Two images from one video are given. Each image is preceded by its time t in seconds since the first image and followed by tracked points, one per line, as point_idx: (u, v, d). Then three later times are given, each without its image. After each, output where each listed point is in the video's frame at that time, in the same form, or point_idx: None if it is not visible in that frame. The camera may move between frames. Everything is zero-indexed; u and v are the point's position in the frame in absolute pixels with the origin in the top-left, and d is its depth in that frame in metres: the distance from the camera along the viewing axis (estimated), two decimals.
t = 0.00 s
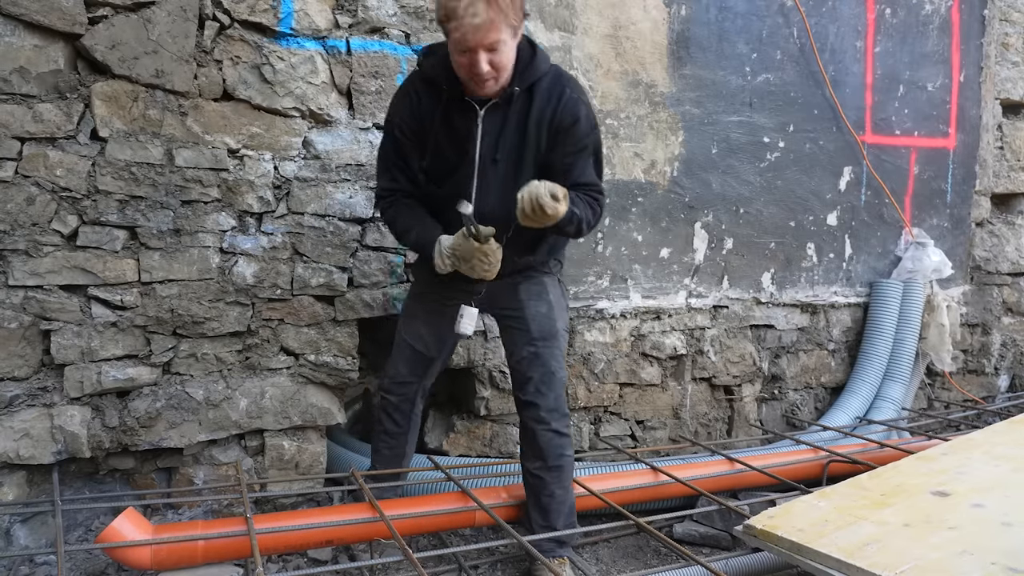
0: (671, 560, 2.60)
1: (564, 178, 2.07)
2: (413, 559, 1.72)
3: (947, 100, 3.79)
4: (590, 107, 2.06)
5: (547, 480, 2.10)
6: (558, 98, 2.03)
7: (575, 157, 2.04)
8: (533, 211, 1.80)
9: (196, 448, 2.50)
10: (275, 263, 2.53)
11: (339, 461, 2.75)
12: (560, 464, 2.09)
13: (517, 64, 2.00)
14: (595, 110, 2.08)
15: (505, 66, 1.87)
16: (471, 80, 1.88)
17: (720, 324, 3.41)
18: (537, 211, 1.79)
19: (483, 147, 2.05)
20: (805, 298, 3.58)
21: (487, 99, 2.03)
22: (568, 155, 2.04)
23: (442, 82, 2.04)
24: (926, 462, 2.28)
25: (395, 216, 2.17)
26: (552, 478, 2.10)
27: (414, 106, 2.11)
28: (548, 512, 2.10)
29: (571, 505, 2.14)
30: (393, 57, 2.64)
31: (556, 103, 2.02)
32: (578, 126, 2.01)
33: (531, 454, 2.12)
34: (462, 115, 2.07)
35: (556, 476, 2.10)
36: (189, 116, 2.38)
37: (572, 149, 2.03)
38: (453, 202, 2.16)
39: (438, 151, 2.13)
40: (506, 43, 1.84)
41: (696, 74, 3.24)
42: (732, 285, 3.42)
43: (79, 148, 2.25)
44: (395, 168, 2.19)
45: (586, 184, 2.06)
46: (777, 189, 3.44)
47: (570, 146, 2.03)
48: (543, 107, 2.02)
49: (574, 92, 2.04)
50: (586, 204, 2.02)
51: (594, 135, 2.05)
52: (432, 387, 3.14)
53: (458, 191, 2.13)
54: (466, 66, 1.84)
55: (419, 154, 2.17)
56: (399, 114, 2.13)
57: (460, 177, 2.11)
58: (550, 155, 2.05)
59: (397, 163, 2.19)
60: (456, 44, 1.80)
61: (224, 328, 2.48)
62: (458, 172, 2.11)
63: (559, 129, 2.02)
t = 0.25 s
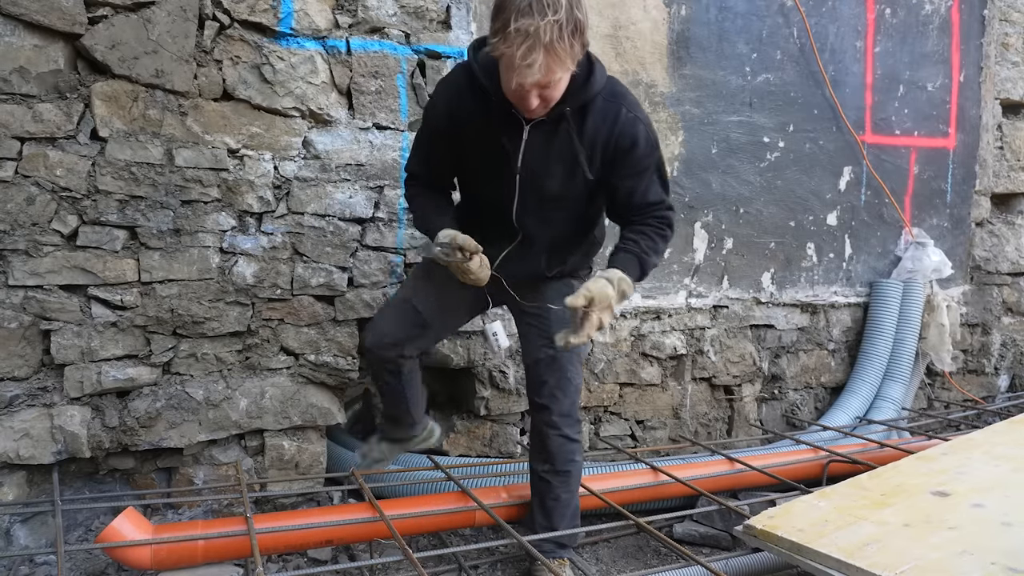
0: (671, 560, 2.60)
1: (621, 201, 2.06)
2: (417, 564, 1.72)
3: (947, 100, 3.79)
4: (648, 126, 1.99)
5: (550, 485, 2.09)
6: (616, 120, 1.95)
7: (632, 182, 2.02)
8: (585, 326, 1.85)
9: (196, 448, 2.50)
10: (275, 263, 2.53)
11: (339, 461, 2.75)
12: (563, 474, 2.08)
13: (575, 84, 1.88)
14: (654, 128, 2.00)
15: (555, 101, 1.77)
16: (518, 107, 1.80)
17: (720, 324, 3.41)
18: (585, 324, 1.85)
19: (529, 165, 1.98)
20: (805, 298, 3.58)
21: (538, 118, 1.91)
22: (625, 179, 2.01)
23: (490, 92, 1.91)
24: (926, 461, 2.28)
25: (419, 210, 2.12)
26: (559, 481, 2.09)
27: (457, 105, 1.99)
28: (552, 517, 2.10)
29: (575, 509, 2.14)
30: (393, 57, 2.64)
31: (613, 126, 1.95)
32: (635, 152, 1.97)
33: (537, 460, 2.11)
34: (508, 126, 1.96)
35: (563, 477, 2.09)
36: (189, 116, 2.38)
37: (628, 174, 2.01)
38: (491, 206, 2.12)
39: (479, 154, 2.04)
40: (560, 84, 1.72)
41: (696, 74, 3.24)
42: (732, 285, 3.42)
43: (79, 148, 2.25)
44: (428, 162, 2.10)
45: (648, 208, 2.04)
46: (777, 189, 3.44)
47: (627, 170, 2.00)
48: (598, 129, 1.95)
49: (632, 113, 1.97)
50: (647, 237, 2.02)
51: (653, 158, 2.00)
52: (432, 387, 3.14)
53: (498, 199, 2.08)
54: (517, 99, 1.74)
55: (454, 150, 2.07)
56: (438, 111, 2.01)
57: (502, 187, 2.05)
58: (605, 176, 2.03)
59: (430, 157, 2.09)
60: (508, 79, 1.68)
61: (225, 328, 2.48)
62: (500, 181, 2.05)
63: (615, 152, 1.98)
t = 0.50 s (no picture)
0: (671, 560, 2.60)
1: (637, 203, 2.06)
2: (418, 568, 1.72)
3: (947, 100, 3.79)
4: (664, 132, 1.94)
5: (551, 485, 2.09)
6: (630, 128, 1.91)
7: (647, 187, 2.00)
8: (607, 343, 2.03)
9: (196, 448, 2.50)
10: (275, 263, 2.53)
11: (339, 461, 2.75)
12: (564, 473, 2.08)
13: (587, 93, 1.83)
14: (671, 134, 1.96)
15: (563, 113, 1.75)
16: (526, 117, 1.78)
17: (720, 324, 3.41)
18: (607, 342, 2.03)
19: (539, 171, 1.95)
20: (805, 298, 3.58)
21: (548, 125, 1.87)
22: (641, 185, 2.00)
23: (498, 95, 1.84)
24: (926, 461, 2.28)
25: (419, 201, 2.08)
26: (560, 477, 2.10)
27: (465, 103, 1.92)
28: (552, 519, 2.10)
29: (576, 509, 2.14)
30: (393, 57, 2.64)
31: (627, 134, 1.91)
32: (651, 161, 1.93)
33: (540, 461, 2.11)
34: (517, 130, 1.91)
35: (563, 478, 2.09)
36: (189, 116, 2.38)
37: (643, 180, 1.98)
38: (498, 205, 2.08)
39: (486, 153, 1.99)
40: (569, 98, 1.70)
41: (696, 74, 3.24)
42: (732, 285, 3.42)
43: (79, 148, 2.25)
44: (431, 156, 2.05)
45: (665, 209, 2.04)
46: (777, 190, 3.44)
47: (642, 177, 1.97)
48: (612, 137, 1.91)
49: (647, 121, 1.92)
50: (663, 237, 2.05)
51: (669, 165, 1.97)
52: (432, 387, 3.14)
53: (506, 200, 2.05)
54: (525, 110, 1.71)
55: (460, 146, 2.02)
56: (445, 109, 1.94)
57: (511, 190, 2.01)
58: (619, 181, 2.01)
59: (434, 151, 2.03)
60: (518, 92, 1.66)
61: (224, 328, 2.48)
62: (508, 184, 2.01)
63: (629, 159, 1.94)
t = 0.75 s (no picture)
0: (671, 560, 2.60)
1: (636, 209, 2.08)
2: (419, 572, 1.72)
3: (947, 100, 3.79)
4: (665, 140, 1.96)
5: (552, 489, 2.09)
6: (633, 135, 1.91)
7: (646, 193, 2.02)
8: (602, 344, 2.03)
9: (196, 448, 2.50)
10: (275, 263, 2.53)
11: (339, 461, 2.75)
12: (564, 474, 2.08)
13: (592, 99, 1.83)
14: (671, 142, 1.98)
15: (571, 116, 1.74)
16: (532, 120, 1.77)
17: (720, 324, 3.41)
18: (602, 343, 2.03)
19: (543, 176, 1.94)
20: (805, 298, 3.58)
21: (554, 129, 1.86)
22: (640, 192, 2.02)
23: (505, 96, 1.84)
24: (926, 461, 2.28)
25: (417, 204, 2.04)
26: (559, 491, 2.08)
27: (469, 106, 1.91)
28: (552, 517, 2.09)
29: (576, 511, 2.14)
30: (393, 57, 2.64)
31: (630, 141, 1.92)
32: (652, 168, 1.95)
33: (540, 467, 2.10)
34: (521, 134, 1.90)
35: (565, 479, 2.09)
36: (189, 116, 2.38)
37: (644, 187, 2.00)
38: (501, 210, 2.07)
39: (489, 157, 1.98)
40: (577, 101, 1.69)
41: (696, 74, 3.24)
42: (732, 285, 3.42)
43: (79, 148, 2.25)
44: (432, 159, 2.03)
45: (662, 216, 2.07)
46: (777, 190, 3.44)
47: (642, 184, 1.99)
48: (615, 143, 1.92)
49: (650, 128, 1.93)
50: (659, 243, 2.08)
51: (669, 172, 1.99)
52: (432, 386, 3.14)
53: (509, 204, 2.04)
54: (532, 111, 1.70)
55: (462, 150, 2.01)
56: (449, 111, 1.93)
57: (514, 195, 2.01)
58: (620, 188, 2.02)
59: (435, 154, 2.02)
60: (526, 93, 1.65)
61: (224, 328, 2.48)
62: (511, 188, 2.00)
63: (631, 166, 1.95)
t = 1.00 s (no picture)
0: (671, 560, 2.60)
1: (623, 209, 2.09)
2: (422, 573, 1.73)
3: (947, 100, 3.79)
4: (650, 138, 1.99)
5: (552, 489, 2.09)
6: (621, 133, 1.94)
7: (635, 191, 2.04)
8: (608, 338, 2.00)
9: (197, 448, 2.50)
10: (275, 263, 2.53)
11: (339, 461, 2.75)
12: (564, 474, 2.08)
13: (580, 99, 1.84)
14: (655, 141, 2.01)
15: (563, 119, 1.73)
16: (524, 123, 1.75)
17: (720, 324, 3.41)
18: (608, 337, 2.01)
19: (536, 182, 1.92)
20: (805, 298, 3.58)
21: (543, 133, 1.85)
22: (629, 190, 2.03)
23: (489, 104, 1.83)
24: (926, 462, 2.28)
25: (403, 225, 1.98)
26: (559, 495, 2.08)
27: (451, 118, 1.90)
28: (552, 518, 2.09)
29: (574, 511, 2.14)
30: (393, 57, 2.64)
31: (618, 140, 1.94)
32: (641, 165, 1.98)
33: (540, 470, 2.10)
34: (509, 141, 1.89)
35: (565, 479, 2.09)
36: (189, 116, 2.38)
37: (632, 185, 2.02)
38: (491, 224, 2.02)
39: (475, 169, 1.94)
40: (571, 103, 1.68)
41: (696, 74, 3.24)
42: (732, 285, 3.42)
43: (79, 148, 2.25)
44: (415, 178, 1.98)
45: (649, 215, 2.09)
46: (777, 189, 3.44)
47: (631, 181, 2.01)
48: (604, 143, 1.93)
49: (636, 126, 1.96)
50: (649, 239, 2.08)
51: (655, 169, 2.02)
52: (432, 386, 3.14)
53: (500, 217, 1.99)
54: (525, 113, 1.70)
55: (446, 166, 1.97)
56: (431, 125, 1.91)
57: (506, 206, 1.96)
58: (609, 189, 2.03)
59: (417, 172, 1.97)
60: (521, 94, 1.64)
61: (225, 328, 2.48)
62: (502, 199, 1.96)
63: (619, 165, 1.97)
